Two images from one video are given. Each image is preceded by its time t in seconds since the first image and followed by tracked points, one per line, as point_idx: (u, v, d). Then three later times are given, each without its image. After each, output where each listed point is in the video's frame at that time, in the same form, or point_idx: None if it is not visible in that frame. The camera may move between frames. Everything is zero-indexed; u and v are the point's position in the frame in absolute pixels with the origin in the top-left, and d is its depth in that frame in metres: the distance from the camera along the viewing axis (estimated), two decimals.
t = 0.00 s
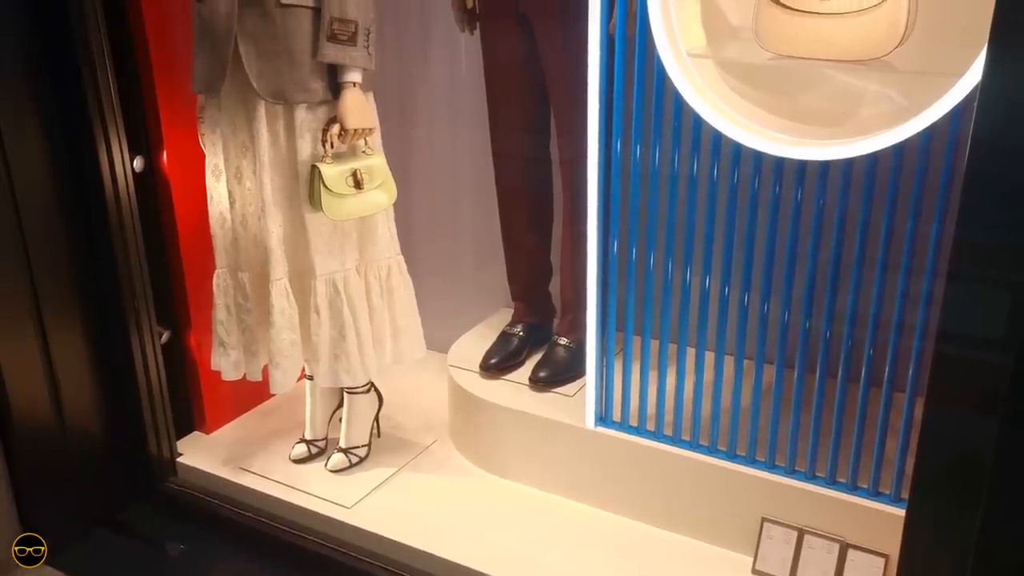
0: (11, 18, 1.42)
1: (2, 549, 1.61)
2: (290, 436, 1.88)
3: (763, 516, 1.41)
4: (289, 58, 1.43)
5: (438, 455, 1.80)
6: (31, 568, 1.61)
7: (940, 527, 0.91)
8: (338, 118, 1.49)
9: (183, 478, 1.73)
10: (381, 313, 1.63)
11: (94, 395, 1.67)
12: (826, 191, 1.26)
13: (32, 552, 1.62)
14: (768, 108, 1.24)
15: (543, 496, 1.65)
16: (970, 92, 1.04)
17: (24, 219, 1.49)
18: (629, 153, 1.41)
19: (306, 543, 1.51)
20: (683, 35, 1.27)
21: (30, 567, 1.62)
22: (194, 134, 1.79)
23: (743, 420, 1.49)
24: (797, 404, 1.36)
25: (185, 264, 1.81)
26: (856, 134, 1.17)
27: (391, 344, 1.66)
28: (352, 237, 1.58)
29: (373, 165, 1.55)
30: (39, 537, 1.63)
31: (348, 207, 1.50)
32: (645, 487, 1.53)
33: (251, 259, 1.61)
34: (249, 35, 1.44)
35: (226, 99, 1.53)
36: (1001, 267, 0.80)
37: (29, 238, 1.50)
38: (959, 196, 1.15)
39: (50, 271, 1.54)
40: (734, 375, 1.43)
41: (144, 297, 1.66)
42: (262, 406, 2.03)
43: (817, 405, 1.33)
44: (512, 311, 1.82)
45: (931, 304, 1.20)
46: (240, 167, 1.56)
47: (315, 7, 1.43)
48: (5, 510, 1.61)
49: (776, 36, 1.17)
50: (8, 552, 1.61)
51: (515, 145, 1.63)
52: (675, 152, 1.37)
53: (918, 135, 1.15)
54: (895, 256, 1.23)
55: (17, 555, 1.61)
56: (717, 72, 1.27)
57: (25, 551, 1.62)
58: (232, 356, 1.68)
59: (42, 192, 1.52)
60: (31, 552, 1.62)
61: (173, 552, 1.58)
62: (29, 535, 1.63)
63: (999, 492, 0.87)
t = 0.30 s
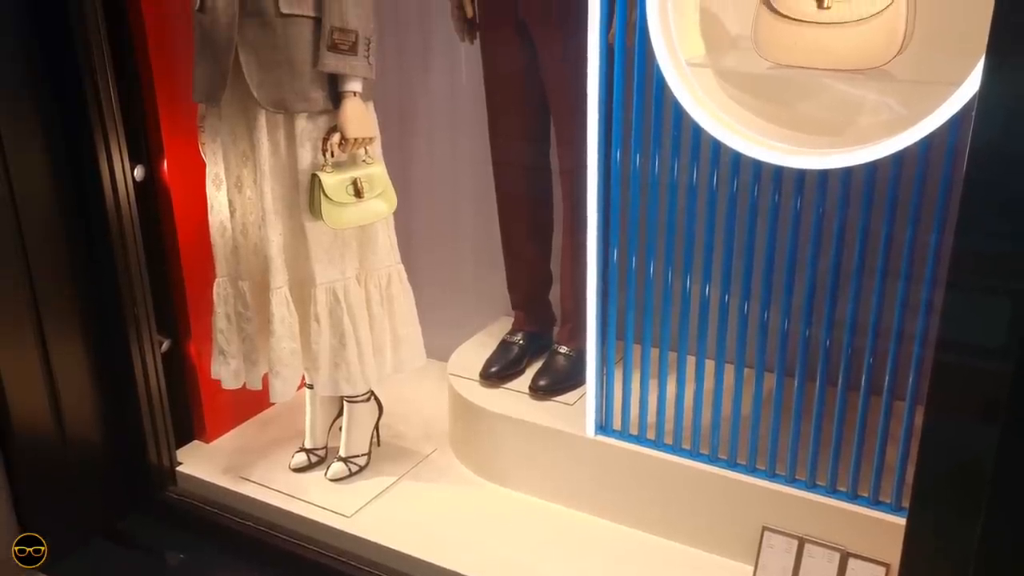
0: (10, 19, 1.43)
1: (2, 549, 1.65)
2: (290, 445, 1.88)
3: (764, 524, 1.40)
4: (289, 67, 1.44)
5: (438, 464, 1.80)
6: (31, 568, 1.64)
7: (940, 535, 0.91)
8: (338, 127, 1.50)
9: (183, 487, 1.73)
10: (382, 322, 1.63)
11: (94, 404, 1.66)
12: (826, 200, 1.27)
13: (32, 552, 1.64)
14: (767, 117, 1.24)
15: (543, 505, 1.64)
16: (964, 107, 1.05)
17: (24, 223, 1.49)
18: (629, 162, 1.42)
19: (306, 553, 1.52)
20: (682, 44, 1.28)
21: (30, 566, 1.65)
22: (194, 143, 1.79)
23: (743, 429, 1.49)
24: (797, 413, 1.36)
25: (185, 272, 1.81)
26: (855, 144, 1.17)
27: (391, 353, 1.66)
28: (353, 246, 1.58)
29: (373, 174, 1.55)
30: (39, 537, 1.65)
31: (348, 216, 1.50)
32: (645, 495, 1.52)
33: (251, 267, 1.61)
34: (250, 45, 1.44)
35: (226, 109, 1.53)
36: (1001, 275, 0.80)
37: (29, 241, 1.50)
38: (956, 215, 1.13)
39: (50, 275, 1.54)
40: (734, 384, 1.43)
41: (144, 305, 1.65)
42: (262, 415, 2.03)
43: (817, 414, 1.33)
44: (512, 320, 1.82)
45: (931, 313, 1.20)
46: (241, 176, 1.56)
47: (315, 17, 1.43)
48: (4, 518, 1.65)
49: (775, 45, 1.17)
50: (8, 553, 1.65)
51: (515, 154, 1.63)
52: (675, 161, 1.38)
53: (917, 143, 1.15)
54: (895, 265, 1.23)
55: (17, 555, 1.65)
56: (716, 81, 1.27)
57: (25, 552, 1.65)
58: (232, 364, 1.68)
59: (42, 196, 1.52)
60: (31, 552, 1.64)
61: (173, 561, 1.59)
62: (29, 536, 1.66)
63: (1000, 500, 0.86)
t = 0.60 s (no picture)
0: (10, 18, 1.43)
1: (2, 550, 1.63)
2: (289, 454, 1.88)
3: (763, 533, 1.41)
4: (289, 78, 1.44)
5: (438, 473, 1.80)
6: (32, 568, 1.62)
7: (940, 543, 0.91)
8: (338, 137, 1.50)
9: (182, 497, 1.72)
10: (381, 331, 1.63)
11: (94, 413, 1.66)
12: (824, 209, 1.27)
13: (32, 552, 1.63)
14: (765, 127, 1.25)
15: (543, 514, 1.64)
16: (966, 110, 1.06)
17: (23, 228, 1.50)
18: (628, 172, 1.42)
19: (305, 562, 1.51)
20: (680, 55, 1.28)
21: (30, 566, 1.63)
22: (195, 153, 1.80)
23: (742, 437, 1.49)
24: (797, 421, 1.36)
25: (185, 282, 1.82)
26: (853, 153, 1.18)
27: (391, 363, 1.66)
28: (352, 255, 1.58)
29: (373, 184, 1.56)
30: (39, 537, 1.63)
31: (348, 226, 1.51)
32: (645, 504, 1.52)
33: (251, 277, 1.62)
34: (251, 56, 1.45)
35: (227, 119, 1.53)
36: (999, 283, 0.81)
37: (28, 248, 1.51)
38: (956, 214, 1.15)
39: (50, 280, 1.55)
40: (733, 392, 1.43)
41: (144, 316, 1.65)
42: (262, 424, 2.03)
43: (817, 422, 1.33)
44: (512, 329, 1.82)
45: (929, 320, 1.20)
46: (241, 185, 1.57)
47: (315, 28, 1.44)
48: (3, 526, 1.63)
49: (773, 56, 1.18)
50: (8, 552, 1.62)
51: (514, 163, 1.64)
52: (673, 170, 1.38)
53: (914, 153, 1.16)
54: (893, 273, 1.23)
55: (17, 555, 1.62)
56: (714, 91, 1.28)
57: (25, 551, 1.63)
58: (232, 373, 1.68)
59: (41, 203, 1.52)
60: (32, 552, 1.63)
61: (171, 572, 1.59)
62: (29, 535, 1.64)
63: (1000, 509, 0.86)
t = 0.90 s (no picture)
0: (10, 19, 1.44)
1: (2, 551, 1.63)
2: (288, 464, 1.88)
3: (763, 543, 1.41)
4: (289, 88, 1.45)
5: (437, 482, 1.79)
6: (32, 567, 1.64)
7: (940, 551, 0.90)
8: (338, 146, 1.51)
9: (181, 506, 1.71)
10: (380, 340, 1.63)
11: (93, 424, 1.66)
12: (822, 218, 1.28)
13: (32, 552, 1.64)
14: (762, 136, 1.25)
15: (542, 524, 1.64)
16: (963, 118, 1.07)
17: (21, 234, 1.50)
18: (626, 181, 1.42)
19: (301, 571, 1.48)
20: (678, 64, 1.29)
21: (30, 566, 1.64)
22: (195, 164, 1.80)
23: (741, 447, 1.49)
24: (796, 430, 1.36)
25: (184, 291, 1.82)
26: (850, 162, 1.19)
27: (389, 372, 1.66)
28: (351, 265, 1.59)
29: (372, 194, 1.56)
30: (39, 537, 1.64)
31: (347, 235, 1.51)
32: (644, 513, 1.52)
33: (250, 287, 1.62)
34: (250, 66, 1.45)
35: (227, 129, 1.54)
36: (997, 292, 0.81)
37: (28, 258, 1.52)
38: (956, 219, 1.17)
39: (48, 282, 1.55)
40: (732, 401, 1.43)
41: (142, 325, 1.65)
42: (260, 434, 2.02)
43: (816, 432, 1.34)
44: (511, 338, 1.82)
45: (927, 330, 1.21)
46: (240, 196, 1.57)
47: (315, 38, 1.44)
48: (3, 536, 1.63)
49: (771, 66, 1.18)
50: (8, 552, 1.63)
51: (514, 172, 1.64)
52: (671, 181, 1.38)
53: (912, 163, 1.17)
54: (891, 281, 1.24)
55: (17, 555, 1.63)
56: (712, 101, 1.28)
57: (25, 551, 1.64)
58: (230, 383, 1.68)
59: (40, 209, 1.52)
60: (31, 552, 1.64)
61: None
62: (29, 535, 1.64)
63: (1000, 517, 0.86)
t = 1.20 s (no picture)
0: (10, 19, 1.44)
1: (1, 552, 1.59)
2: (287, 475, 1.87)
3: (762, 554, 1.40)
4: (288, 100, 1.45)
5: (436, 493, 1.79)
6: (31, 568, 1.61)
7: (939, 562, 0.90)
8: (337, 158, 1.51)
9: (180, 518, 1.70)
10: (379, 351, 1.63)
11: (91, 435, 1.66)
12: (820, 228, 1.28)
13: (32, 552, 1.61)
14: (761, 147, 1.25)
15: (542, 535, 1.63)
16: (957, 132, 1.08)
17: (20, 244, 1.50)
18: (624, 192, 1.42)
19: None
20: (676, 76, 1.29)
21: (30, 566, 1.62)
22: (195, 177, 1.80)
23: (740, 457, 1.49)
24: (795, 441, 1.36)
25: (184, 303, 1.82)
26: (847, 172, 1.19)
27: (388, 383, 1.66)
28: (350, 275, 1.59)
29: (371, 205, 1.56)
30: (39, 537, 1.62)
31: (346, 246, 1.51)
32: (643, 524, 1.52)
33: (249, 298, 1.62)
34: (250, 78, 1.45)
35: (226, 140, 1.54)
36: (993, 302, 0.81)
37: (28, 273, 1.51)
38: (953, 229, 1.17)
39: (47, 291, 1.55)
40: (732, 412, 1.43)
41: (141, 336, 1.65)
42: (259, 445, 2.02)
43: (815, 443, 1.34)
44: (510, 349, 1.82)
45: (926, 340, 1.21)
46: (239, 207, 1.58)
47: (315, 50, 1.45)
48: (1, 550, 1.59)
49: (769, 79, 1.20)
50: (7, 552, 1.60)
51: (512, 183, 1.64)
52: (669, 192, 1.39)
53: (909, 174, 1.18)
54: (890, 292, 1.24)
55: (17, 555, 1.61)
56: (710, 113, 1.28)
57: (25, 551, 1.61)
58: (229, 395, 1.68)
59: (38, 218, 1.52)
60: (31, 552, 1.61)
61: None
62: (29, 535, 1.62)
63: (998, 528, 0.86)
